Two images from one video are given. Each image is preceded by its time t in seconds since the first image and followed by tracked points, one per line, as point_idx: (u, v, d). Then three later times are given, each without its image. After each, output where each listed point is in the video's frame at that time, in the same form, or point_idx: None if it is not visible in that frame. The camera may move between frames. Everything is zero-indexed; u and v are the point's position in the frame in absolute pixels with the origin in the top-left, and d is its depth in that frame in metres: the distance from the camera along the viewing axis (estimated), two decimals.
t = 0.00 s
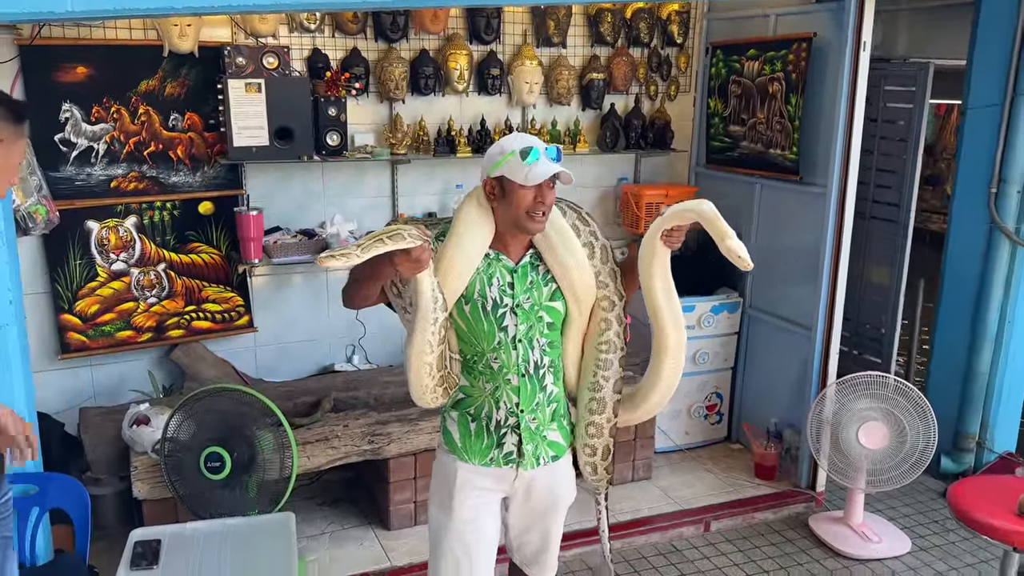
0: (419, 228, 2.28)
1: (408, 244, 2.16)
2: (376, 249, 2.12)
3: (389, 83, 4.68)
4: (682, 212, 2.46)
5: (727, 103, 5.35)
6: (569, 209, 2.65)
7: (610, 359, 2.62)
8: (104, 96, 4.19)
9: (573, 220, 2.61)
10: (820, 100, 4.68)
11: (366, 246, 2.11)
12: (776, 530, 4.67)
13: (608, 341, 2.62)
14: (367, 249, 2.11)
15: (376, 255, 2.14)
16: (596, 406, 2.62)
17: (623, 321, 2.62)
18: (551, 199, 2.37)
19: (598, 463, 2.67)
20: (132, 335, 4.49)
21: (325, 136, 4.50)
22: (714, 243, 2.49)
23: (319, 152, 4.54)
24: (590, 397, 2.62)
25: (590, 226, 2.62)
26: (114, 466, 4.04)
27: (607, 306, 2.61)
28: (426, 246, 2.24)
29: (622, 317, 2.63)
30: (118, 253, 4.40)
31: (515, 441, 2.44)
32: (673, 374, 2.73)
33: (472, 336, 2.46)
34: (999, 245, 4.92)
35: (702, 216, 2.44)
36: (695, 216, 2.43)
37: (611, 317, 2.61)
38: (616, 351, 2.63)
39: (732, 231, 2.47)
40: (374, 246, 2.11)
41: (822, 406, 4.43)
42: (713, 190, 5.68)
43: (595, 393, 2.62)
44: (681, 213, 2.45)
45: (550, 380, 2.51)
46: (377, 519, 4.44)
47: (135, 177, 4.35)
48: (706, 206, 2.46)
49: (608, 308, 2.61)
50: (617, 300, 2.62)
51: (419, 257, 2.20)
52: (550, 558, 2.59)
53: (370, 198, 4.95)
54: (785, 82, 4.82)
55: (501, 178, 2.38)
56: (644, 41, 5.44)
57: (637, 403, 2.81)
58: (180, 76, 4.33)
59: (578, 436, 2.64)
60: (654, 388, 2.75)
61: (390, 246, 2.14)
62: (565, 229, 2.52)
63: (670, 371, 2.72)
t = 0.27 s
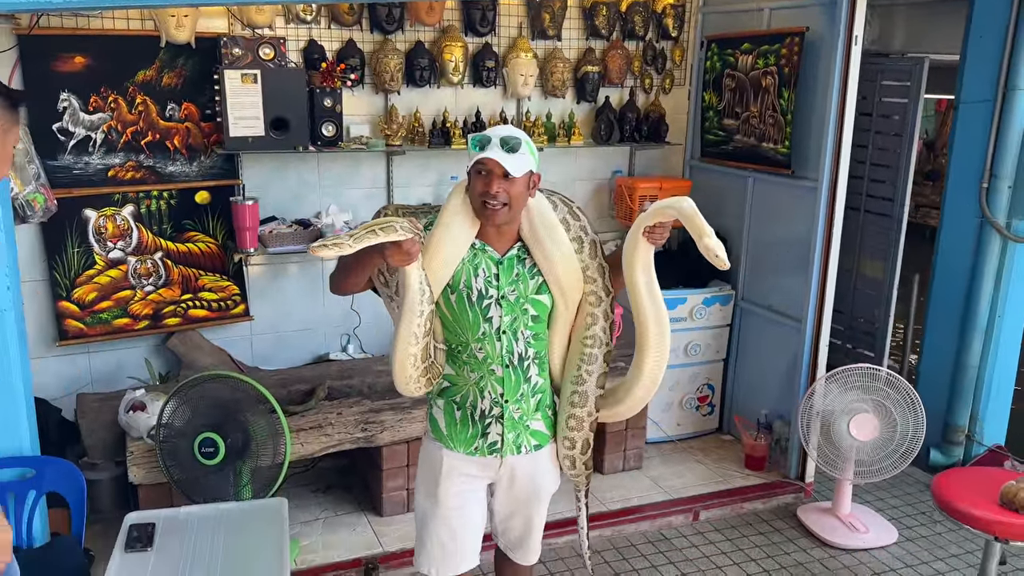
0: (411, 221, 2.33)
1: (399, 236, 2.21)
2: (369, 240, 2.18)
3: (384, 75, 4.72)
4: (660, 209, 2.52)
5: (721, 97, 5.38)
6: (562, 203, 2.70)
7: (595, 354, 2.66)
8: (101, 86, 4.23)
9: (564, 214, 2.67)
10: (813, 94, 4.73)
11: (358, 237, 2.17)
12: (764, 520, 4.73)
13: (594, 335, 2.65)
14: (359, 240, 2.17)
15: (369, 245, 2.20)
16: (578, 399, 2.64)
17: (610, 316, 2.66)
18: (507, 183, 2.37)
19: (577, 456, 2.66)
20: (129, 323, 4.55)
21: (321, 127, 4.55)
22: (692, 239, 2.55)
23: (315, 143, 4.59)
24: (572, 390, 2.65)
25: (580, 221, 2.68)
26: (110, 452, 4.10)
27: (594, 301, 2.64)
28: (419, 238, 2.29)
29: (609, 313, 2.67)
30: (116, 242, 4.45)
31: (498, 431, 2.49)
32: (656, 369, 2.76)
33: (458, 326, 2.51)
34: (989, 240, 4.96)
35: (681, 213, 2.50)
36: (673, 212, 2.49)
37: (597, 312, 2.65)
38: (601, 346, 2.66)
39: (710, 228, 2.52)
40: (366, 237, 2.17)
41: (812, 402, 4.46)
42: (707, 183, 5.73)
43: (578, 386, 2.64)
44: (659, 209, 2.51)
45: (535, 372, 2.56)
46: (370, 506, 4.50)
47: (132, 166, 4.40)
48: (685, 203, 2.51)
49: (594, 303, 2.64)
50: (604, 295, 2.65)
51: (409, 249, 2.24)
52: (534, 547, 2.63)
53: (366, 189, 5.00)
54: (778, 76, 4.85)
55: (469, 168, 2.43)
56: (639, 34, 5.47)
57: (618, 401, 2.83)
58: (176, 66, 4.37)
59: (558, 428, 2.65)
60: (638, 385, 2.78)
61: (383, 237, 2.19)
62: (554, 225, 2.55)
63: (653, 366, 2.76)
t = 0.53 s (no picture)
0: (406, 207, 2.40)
1: (395, 217, 2.29)
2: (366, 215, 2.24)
3: (382, 67, 4.75)
4: (658, 210, 2.51)
5: (719, 91, 5.41)
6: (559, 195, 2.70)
7: (584, 351, 2.65)
8: (102, 76, 4.27)
9: (559, 211, 2.64)
10: (811, 89, 4.74)
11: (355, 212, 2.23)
12: (757, 512, 4.77)
13: (584, 334, 2.65)
14: (356, 214, 2.24)
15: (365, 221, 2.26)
16: (565, 396, 2.64)
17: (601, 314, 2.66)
18: (490, 174, 2.41)
19: (563, 454, 2.66)
20: (129, 312, 4.59)
21: (319, 119, 4.59)
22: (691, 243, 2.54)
23: (313, 135, 4.62)
24: (560, 387, 2.65)
25: (574, 217, 2.66)
26: (109, 438, 4.16)
27: (585, 299, 2.64)
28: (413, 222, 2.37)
29: (600, 311, 2.66)
30: (116, 231, 4.50)
31: (483, 423, 2.53)
32: (649, 368, 2.76)
33: (445, 318, 2.56)
34: (984, 235, 4.98)
35: (679, 216, 2.48)
36: (671, 214, 2.48)
37: (588, 309, 2.64)
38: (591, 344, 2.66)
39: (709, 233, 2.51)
40: (362, 213, 2.23)
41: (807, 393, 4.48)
42: (705, 178, 5.76)
43: (566, 383, 2.64)
44: (657, 211, 2.51)
45: (521, 365, 2.59)
46: (367, 495, 4.55)
47: (132, 156, 4.44)
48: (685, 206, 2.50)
49: (586, 300, 2.64)
50: (596, 293, 2.65)
51: (404, 232, 2.31)
52: (521, 537, 2.67)
53: (364, 181, 5.03)
54: (774, 71, 4.87)
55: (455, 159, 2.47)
56: (637, 29, 5.49)
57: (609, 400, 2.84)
58: (177, 57, 4.41)
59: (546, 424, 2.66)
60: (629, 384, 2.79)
61: (379, 216, 2.26)
62: (545, 220, 2.55)
63: (646, 364, 2.75)
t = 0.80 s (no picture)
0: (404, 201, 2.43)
1: (396, 212, 2.33)
2: (367, 211, 2.28)
3: (384, 63, 4.77)
4: (659, 213, 2.50)
5: (721, 87, 5.41)
6: (557, 196, 2.73)
7: (581, 351, 2.67)
8: (106, 70, 4.29)
9: (556, 208, 2.69)
10: (812, 86, 4.74)
11: (356, 207, 2.27)
12: (756, 507, 4.78)
13: (581, 334, 2.67)
14: (358, 209, 2.27)
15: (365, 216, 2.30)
16: (561, 396, 2.65)
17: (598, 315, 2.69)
18: (492, 169, 2.41)
19: (558, 456, 2.65)
20: (132, 305, 4.62)
21: (321, 114, 4.60)
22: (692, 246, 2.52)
23: (315, 129, 4.64)
24: (556, 387, 2.66)
25: (572, 215, 2.70)
26: (110, 430, 4.19)
27: (582, 298, 2.67)
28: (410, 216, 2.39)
29: (596, 310, 2.69)
30: (119, 224, 4.52)
31: (477, 422, 2.54)
32: (648, 374, 2.74)
33: (440, 316, 2.57)
34: (986, 233, 4.98)
35: (681, 218, 2.47)
36: (673, 217, 2.46)
37: (585, 309, 2.68)
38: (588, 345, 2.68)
39: (711, 236, 2.49)
40: (365, 208, 2.28)
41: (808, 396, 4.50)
42: (706, 174, 5.77)
43: (562, 383, 2.65)
44: (658, 213, 2.50)
45: (515, 364, 2.61)
46: (367, 488, 4.57)
47: (135, 150, 4.46)
48: (686, 209, 2.48)
49: (583, 300, 2.67)
50: (593, 292, 2.68)
51: (404, 227, 2.28)
52: (517, 533, 2.69)
53: (366, 176, 5.05)
54: (776, 67, 4.88)
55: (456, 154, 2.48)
56: (639, 25, 5.49)
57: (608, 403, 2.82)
58: (180, 52, 4.43)
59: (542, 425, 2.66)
60: (628, 388, 2.77)
61: (381, 211, 2.31)
62: (541, 218, 2.58)
63: (646, 368, 2.73)
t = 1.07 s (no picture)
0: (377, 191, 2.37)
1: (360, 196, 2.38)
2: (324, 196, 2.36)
3: (386, 60, 4.77)
4: (656, 207, 2.47)
5: (723, 85, 5.40)
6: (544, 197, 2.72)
7: (574, 353, 2.63)
8: (108, 67, 4.30)
9: (543, 207, 2.69)
10: (813, 84, 4.74)
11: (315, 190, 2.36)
12: (756, 506, 4.78)
13: (573, 335, 2.63)
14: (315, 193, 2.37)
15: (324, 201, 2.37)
16: (556, 400, 2.61)
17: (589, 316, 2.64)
18: (483, 159, 2.41)
19: (554, 461, 2.60)
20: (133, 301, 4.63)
21: (323, 111, 4.60)
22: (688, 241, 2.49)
23: (317, 126, 4.64)
24: (550, 392, 2.62)
25: (559, 213, 2.69)
26: (111, 426, 4.20)
27: (573, 297, 2.63)
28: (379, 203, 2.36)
29: (588, 310, 2.65)
30: (121, 221, 4.53)
31: (465, 427, 2.51)
32: (645, 373, 2.68)
33: (427, 318, 2.54)
34: (988, 231, 4.97)
35: (678, 213, 2.45)
36: (670, 212, 2.44)
37: (576, 309, 2.63)
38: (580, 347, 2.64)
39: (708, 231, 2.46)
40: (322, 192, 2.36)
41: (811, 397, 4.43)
42: (708, 172, 5.77)
43: (555, 387, 2.62)
44: (655, 208, 2.47)
45: (504, 366, 2.57)
46: (368, 485, 4.58)
47: (137, 147, 4.47)
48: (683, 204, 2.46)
49: (574, 299, 2.63)
50: (584, 292, 2.64)
51: (371, 212, 2.29)
52: (515, 549, 2.65)
53: (367, 173, 5.05)
54: (778, 65, 4.86)
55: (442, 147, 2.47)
56: (641, 22, 5.49)
57: (600, 405, 2.75)
58: (182, 49, 4.44)
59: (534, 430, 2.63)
60: (624, 390, 2.72)
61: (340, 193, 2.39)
62: (529, 215, 2.54)
63: (641, 370, 2.68)
